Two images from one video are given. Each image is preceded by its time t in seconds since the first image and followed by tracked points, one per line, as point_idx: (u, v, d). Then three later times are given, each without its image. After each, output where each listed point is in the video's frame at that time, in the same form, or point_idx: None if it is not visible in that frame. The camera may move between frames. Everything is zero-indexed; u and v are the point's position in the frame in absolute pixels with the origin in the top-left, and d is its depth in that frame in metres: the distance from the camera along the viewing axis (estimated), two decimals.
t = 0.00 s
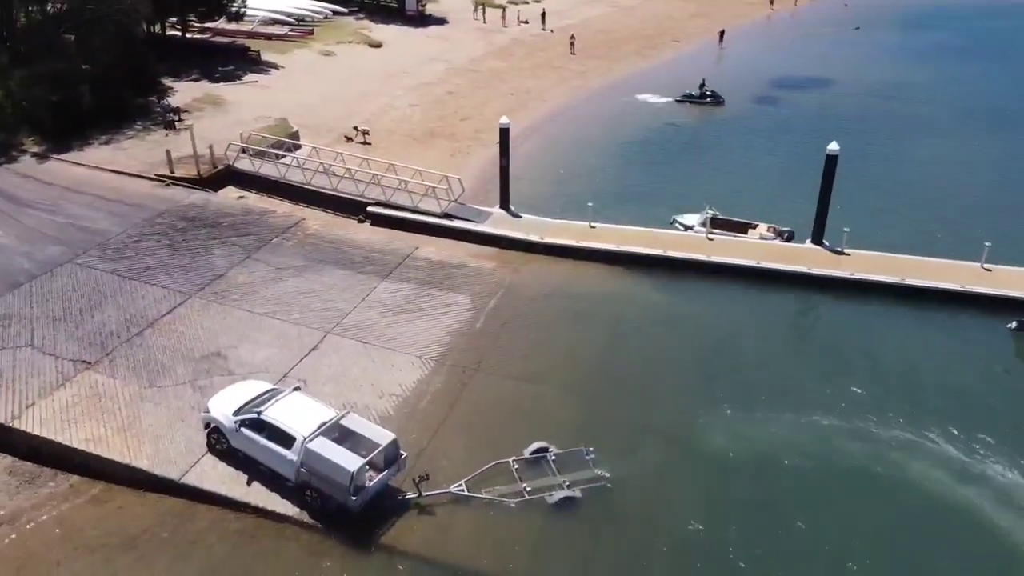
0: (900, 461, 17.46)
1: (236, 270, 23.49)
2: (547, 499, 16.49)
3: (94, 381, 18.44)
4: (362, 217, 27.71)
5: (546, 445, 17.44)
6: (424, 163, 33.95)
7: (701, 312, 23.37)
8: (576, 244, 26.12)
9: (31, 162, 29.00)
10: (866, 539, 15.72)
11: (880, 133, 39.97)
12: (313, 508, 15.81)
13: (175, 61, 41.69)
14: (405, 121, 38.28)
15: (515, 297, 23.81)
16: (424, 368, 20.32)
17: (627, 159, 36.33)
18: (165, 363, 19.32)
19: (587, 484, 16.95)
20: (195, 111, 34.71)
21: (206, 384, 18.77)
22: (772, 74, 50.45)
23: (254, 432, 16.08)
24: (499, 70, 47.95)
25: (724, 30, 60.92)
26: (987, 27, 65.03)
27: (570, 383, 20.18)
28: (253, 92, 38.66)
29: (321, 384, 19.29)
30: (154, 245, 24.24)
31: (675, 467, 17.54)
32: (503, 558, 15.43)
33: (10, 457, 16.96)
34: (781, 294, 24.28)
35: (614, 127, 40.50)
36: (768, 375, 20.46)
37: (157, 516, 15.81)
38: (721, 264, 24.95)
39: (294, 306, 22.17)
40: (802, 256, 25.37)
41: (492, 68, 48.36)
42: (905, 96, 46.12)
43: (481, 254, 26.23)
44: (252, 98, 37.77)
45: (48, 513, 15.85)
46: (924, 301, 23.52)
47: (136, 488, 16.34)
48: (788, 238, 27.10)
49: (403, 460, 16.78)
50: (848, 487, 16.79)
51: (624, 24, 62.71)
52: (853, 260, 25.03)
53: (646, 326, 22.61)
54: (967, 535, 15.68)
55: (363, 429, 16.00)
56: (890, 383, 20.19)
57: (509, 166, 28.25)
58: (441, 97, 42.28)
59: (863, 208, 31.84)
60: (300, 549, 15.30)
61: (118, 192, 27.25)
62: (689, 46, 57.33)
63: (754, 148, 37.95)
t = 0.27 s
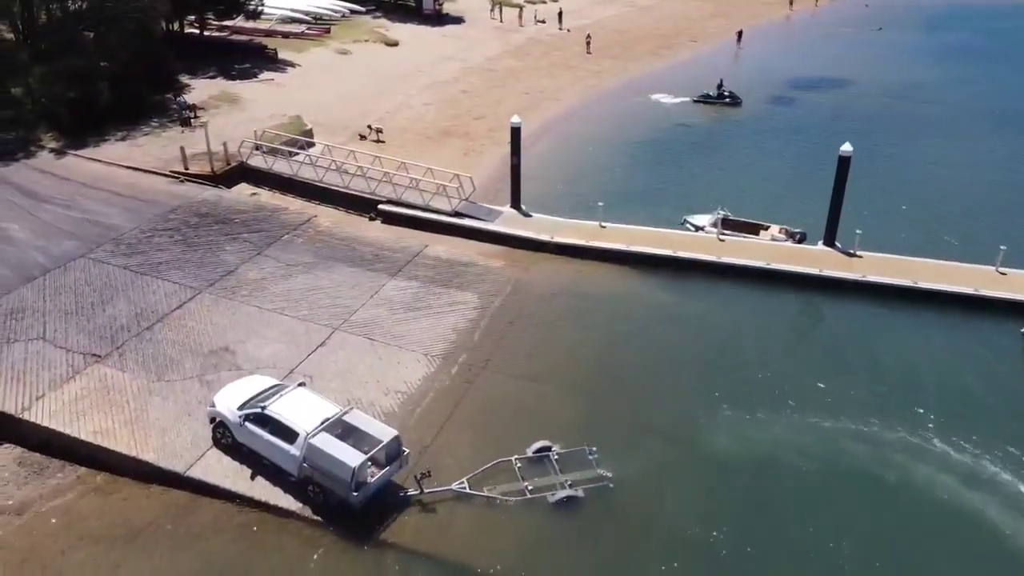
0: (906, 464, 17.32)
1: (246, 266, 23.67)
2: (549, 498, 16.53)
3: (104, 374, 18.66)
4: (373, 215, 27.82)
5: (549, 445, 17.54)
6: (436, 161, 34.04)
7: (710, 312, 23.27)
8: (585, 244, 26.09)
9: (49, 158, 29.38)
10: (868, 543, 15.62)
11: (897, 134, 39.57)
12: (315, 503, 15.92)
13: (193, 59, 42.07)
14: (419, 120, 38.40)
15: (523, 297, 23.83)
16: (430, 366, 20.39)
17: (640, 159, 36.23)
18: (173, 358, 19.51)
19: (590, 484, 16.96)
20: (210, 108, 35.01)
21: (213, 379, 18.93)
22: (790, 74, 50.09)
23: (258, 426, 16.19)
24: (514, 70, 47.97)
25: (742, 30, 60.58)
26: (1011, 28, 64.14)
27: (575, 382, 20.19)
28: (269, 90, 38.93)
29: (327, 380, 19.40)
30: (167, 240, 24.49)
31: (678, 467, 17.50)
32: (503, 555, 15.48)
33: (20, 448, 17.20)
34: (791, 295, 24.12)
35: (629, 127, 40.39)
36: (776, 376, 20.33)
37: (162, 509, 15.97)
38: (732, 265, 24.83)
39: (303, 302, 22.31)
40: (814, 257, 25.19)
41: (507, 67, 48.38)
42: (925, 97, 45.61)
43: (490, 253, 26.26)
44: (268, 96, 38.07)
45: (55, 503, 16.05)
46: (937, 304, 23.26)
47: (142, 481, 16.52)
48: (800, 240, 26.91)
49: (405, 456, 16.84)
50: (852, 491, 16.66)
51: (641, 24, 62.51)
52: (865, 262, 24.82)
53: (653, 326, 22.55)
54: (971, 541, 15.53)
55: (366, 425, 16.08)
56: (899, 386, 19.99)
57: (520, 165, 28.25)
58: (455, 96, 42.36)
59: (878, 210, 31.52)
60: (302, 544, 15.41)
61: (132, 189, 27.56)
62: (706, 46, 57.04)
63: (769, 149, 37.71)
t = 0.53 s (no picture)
0: (910, 468, 17.19)
1: (256, 263, 23.85)
2: (549, 497, 16.54)
3: (112, 368, 18.87)
4: (383, 213, 27.93)
5: (551, 444, 17.53)
6: (448, 160, 34.12)
7: (718, 314, 23.18)
8: (594, 244, 26.08)
9: (65, 154, 29.73)
10: (868, 548, 15.54)
11: (914, 137, 39.19)
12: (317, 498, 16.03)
13: (210, 57, 42.43)
14: (432, 119, 38.51)
15: (530, 296, 23.87)
16: (435, 364, 20.45)
17: (653, 160, 36.11)
18: (181, 352, 19.69)
19: (590, 484, 16.97)
20: (225, 106, 35.30)
21: (219, 374, 19.09)
22: (807, 76, 49.74)
23: (261, 422, 16.28)
24: (529, 69, 47.97)
25: (760, 31, 60.24)
26: None
27: (580, 383, 20.18)
28: (284, 89, 39.18)
29: (332, 376, 19.51)
30: (178, 236, 24.72)
31: (680, 469, 17.49)
32: (501, 552, 15.54)
33: (28, 440, 17.42)
34: (801, 298, 23.97)
35: (642, 128, 40.28)
36: (781, 379, 20.23)
37: (166, 502, 16.14)
38: (741, 267, 24.70)
39: (311, 299, 22.45)
40: (824, 260, 25.01)
41: (522, 66, 48.39)
42: (944, 99, 45.14)
43: (499, 252, 26.30)
44: (282, 94, 38.32)
45: (61, 494, 16.25)
46: (949, 308, 23.01)
47: (146, 474, 16.70)
48: (811, 242, 26.73)
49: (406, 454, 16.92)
50: (854, 496, 16.56)
51: (658, 24, 62.29)
52: (876, 265, 24.61)
53: (660, 327, 22.51)
54: (974, 547, 15.40)
55: (367, 422, 16.13)
56: (906, 391, 19.82)
57: (530, 164, 28.25)
58: (469, 95, 42.43)
59: (892, 213, 31.24)
60: (302, 539, 15.52)
61: (146, 185, 27.84)
62: (723, 47, 56.76)
63: (783, 151, 37.47)
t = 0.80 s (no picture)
0: (913, 472, 17.06)
1: (265, 260, 24.04)
2: (548, 496, 16.53)
3: (120, 362, 19.10)
4: (393, 212, 28.06)
5: (552, 444, 17.53)
6: (459, 160, 34.21)
7: (725, 316, 23.10)
8: (602, 244, 26.07)
9: (81, 150, 30.12)
10: (869, 552, 15.44)
11: (931, 139, 38.82)
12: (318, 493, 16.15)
13: (226, 55, 42.78)
14: (445, 118, 38.61)
15: (537, 296, 23.90)
16: (440, 362, 20.53)
17: (665, 161, 36.01)
18: (188, 348, 19.89)
19: (590, 484, 16.96)
20: (240, 104, 35.58)
21: (225, 369, 19.26)
22: (824, 77, 49.39)
23: (263, 417, 16.39)
24: (544, 69, 47.97)
25: (778, 32, 59.88)
26: None
27: (583, 383, 20.20)
28: (298, 87, 39.44)
29: (337, 373, 19.63)
30: (189, 233, 24.96)
31: (681, 471, 17.46)
32: (499, 550, 15.57)
33: (36, 432, 17.67)
34: (809, 301, 23.83)
35: (655, 128, 40.17)
36: (786, 382, 20.14)
37: (169, 495, 16.32)
38: (750, 269, 24.58)
39: (318, 296, 22.60)
40: (833, 263, 24.84)
41: (537, 66, 48.41)
42: (962, 101, 44.67)
43: (507, 252, 26.35)
44: (297, 92, 38.58)
45: (66, 486, 16.47)
46: (959, 312, 22.80)
47: (151, 467, 16.89)
48: (821, 244, 26.56)
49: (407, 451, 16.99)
50: (856, 500, 16.45)
51: (675, 24, 62.08)
52: (886, 268, 24.41)
53: (666, 329, 22.48)
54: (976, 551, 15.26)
55: (368, 418, 16.20)
56: (912, 395, 19.67)
57: (540, 164, 28.25)
58: (483, 95, 42.50)
59: (906, 216, 30.96)
60: (302, 534, 15.63)
61: (159, 182, 28.14)
62: (740, 47, 56.48)
63: (797, 152, 37.23)
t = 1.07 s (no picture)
0: (916, 478, 16.98)
1: (273, 257, 24.23)
2: (547, 496, 16.61)
3: (127, 357, 19.33)
4: (402, 210, 28.17)
5: (552, 443, 17.57)
6: (471, 159, 34.30)
7: (731, 318, 23.02)
8: (610, 245, 26.04)
9: (96, 147, 30.48)
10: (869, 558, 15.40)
11: (948, 142, 38.42)
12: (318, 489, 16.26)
13: (242, 54, 43.11)
14: (457, 118, 38.70)
15: (543, 296, 23.93)
16: (443, 361, 20.59)
17: (677, 161, 35.88)
18: (195, 343, 20.08)
19: (589, 484, 16.99)
20: (254, 102, 35.84)
21: (231, 365, 19.45)
22: (841, 78, 49.01)
23: (265, 413, 16.52)
24: (558, 69, 47.94)
25: (796, 33, 59.50)
26: None
27: (586, 383, 20.20)
28: (312, 86, 39.68)
29: (341, 370, 19.76)
30: (199, 230, 25.21)
31: (683, 473, 17.43)
32: (496, 548, 15.63)
33: (44, 424, 17.94)
34: (817, 303, 23.69)
35: (668, 129, 40.04)
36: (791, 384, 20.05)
37: (172, 488, 16.51)
38: (757, 271, 24.48)
39: (325, 294, 22.75)
40: (842, 265, 24.68)
41: (551, 66, 48.38)
42: (981, 104, 44.18)
43: (515, 251, 26.38)
44: (310, 91, 38.81)
45: (71, 478, 16.69)
46: (970, 317, 22.57)
47: (154, 461, 17.08)
48: (831, 247, 26.38)
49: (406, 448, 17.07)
50: (858, 506, 16.39)
51: (691, 25, 61.84)
52: (896, 272, 24.21)
53: (671, 330, 22.43)
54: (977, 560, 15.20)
55: (369, 416, 16.29)
56: (918, 400, 19.54)
57: (550, 163, 28.23)
58: (496, 94, 42.56)
59: (920, 219, 30.66)
60: (301, 529, 15.77)
61: (172, 179, 28.42)
62: (757, 48, 56.16)
63: (811, 154, 36.99)
